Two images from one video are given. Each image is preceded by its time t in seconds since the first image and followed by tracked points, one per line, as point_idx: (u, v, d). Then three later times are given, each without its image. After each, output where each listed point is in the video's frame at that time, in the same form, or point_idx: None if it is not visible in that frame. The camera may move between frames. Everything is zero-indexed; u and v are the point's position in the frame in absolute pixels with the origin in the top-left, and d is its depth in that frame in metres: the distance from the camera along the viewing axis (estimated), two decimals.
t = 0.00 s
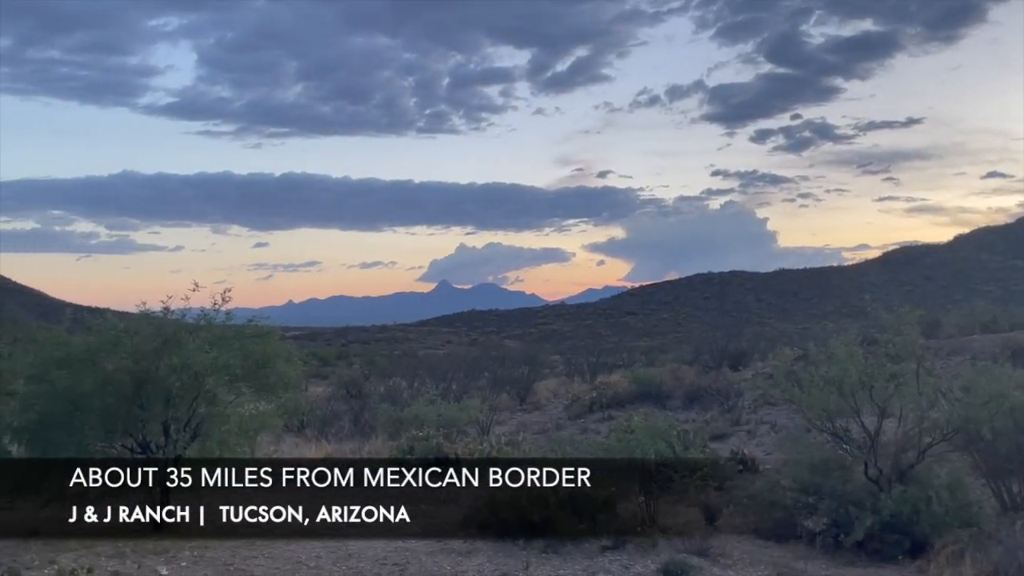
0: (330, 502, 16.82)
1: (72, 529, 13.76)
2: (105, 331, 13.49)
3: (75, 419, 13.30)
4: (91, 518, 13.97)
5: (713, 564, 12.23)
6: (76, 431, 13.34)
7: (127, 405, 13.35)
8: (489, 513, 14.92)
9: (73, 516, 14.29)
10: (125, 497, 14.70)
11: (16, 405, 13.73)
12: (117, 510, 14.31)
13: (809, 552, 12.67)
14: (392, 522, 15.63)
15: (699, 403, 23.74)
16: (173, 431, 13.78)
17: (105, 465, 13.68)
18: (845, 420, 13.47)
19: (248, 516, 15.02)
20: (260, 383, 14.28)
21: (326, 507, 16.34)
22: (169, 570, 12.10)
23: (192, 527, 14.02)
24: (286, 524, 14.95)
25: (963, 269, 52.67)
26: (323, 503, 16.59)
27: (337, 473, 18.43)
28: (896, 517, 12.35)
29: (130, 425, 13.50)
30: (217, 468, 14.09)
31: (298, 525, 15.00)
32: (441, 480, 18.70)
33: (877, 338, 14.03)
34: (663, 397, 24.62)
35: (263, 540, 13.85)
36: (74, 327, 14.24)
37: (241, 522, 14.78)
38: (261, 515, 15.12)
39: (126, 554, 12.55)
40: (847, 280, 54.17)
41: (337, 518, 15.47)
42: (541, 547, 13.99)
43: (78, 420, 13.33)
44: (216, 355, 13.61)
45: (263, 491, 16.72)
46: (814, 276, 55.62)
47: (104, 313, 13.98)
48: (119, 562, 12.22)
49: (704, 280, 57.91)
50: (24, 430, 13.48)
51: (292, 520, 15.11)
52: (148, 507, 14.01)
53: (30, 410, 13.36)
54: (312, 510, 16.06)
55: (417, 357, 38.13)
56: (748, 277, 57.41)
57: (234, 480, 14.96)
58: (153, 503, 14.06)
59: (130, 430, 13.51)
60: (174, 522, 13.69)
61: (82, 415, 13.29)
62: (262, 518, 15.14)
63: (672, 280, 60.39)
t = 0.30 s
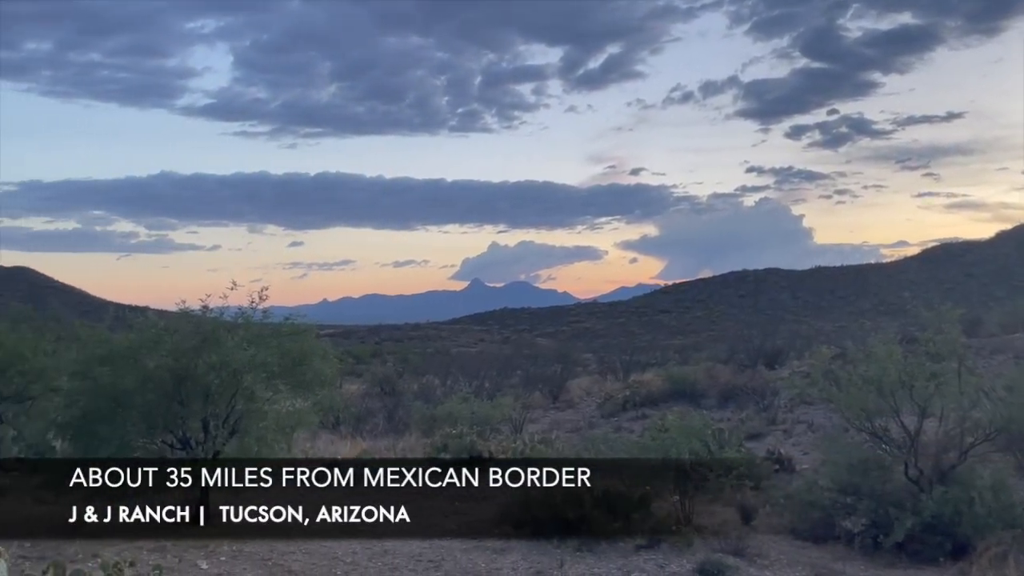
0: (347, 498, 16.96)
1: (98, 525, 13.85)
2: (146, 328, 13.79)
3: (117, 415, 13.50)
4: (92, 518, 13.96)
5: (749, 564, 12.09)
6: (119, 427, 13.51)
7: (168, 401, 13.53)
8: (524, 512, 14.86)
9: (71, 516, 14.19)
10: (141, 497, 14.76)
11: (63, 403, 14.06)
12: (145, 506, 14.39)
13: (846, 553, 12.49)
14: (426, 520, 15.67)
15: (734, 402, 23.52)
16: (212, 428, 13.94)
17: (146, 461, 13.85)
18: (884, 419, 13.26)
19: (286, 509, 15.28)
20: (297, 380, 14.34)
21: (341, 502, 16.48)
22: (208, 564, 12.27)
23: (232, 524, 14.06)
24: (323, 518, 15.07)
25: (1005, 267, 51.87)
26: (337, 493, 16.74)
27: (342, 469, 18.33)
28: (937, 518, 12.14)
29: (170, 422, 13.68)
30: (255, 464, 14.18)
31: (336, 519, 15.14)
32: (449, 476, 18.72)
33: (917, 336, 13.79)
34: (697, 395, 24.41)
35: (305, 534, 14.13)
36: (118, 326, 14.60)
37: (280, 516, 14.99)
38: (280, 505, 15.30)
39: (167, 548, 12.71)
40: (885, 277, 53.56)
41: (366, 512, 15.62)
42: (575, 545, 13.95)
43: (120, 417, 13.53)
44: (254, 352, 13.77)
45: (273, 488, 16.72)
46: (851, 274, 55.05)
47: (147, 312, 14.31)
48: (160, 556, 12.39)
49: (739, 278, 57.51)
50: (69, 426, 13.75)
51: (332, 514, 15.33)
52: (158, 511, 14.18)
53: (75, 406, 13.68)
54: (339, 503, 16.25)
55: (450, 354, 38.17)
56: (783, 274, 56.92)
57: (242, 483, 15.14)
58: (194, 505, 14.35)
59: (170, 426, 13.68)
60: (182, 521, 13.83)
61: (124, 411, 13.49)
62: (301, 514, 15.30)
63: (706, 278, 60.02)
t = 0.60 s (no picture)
0: (348, 496, 16.66)
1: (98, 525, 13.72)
2: (184, 327, 13.84)
3: (156, 412, 13.54)
4: (92, 518, 13.82)
5: (784, 565, 11.92)
6: (157, 424, 13.57)
7: (206, 398, 13.57)
8: (557, 510, 14.76)
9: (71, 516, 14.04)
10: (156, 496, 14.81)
11: (103, 401, 14.12)
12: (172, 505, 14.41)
13: (884, 554, 12.35)
14: (458, 519, 15.65)
15: (768, 401, 23.28)
16: (249, 424, 14.02)
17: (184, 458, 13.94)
18: (923, 419, 13.03)
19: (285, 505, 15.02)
20: (331, 378, 14.36)
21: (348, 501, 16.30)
22: (246, 559, 12.39)
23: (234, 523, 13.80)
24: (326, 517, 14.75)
25: None
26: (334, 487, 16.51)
27: (340, 468, 17.98)
28: (977, 519, 11.94)
29: (208, 419, 13.74)
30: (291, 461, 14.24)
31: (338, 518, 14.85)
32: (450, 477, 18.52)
33: (957, 334, 13.54)
34: (731, 394, 24.18)
35: (334, 531, 14.14)
36: (155, 325, 14.65)
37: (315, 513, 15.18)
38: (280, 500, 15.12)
39: (205, 543, 12.81)
40: (923, 275, 52.92)
41: (367, 511, 15.36)
42: (609, 544, 13.86)
43: (158, 414, 13.59)
44: (290, 350, 13.81)
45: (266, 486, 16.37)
46: (887, 271, 54.44)
47: (184, 310, 14.36)
48: (199, 550, 12.50)
49: (772, 276, 57.05)
50: (109, 423, 13.85)
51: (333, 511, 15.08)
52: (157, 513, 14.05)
53: (115, 404, 13.74)
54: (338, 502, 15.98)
55: (481, 353, 38.11)
56: (818, 272, 56.39)
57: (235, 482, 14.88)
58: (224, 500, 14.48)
59: (208, 423, 13.74)
60: (180, 521, 13.77)
61: (162, 408, 13.54)
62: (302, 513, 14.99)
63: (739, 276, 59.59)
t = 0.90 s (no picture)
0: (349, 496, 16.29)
1: (98, 525, 13.54)
2: (222, 325, 13.85)
3: (194, 410, 13.62)
4: (91, 518, 13.65)
5: (821, 566, 11.74)
6: (196, 421, 13.65)
7: (242, 395, 13.61)
8: (591, 509, 14.67)
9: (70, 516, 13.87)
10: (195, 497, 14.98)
11: (144, 396, 14.30)
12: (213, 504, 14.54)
13: (923, 557, 12.18)
14: (491, 517, 15.62)
15: (804, 401, 23.00)
16: (285, 422, 14.01)
17: (221, 455, 14.00)
18: (964, 419, 12.78)
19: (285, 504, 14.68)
20: (365, 376, 14.35)
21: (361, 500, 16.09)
22: (283, 555, 12.49)
23: (234, 523, 13.76)
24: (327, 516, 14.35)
25: None
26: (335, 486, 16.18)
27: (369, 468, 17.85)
28: (1020, 521, 11.64)
29: (245, 416, 13.79)
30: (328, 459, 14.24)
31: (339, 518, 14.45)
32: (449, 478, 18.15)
33: (999, 333, 13.24)
34: (766, 394, 23.92)
35: (360, 531, 14.04)
36: (195, 322, 14.74)
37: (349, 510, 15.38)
38: (283, 498, 14.88)
39: (243, 539, 12.91)
40: (963, 273, 52.16)
41: (367, 510, 14.91)
42: (643, 543, 13.73)
43: (196, 411, 13.65)
44: (325, 348, 13.78)
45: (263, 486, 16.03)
46: (926, 270, 53.73)
47: (222, 308, 14.44)
48: (236, 546, 12.61)
49: (807, 275, 56.52)
50: (150, 419, 13.99)
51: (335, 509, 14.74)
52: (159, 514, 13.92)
53: (155, 400, 13.92)
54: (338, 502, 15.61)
55: (513, 351, 38.07)
56: (854, 271, 55.79)
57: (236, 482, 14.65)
58: (260, 500, 14.53)
59: (244, 420, 13.79)
60: (180, 521, 13.80)
61: (200, 406, 13.60)
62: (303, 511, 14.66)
63: (773, 274, 59.11)
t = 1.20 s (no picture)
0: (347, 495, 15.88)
1: (99, 525, 13.45)
2: (258, 323, 13.91)
3: (231, 407, 13.66)
4: (91, 518, 13.54)
5: (858, 568, 11.55)
6: (233, 418, 13.69)
7: (278, 392, 13.64)
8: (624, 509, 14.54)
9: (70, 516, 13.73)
10: (226, 497, 14.96)
11: (183, 394, 14.37)
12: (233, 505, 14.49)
13: (965, 559, 11.95)
14: (523, 516, 15.55)
15: (840, 400, 22.71)
16: (320, 420, 13.96)
17: (258, 452, 14.01)
18: (1006, 419, 12.52)
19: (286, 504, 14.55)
20: (399, 375, 14.30)
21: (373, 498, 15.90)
22: (318, 551, 12.52)
23: (233, 523, 13.67)
24: (326, 513, 14.09)
25: None
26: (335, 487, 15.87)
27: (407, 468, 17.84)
28: None
29: (280, 413, 13.79)
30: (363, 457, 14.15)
31: (339, 516, 14.14)
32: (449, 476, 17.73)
33: None
34: (802, 393, 23.63)
35: (393, 529, 14.05)
36: (231, 321, 14.78)
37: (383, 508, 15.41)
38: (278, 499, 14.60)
39: (279, 536, 12.98)
40: (1003, 270, 51.35)
41: (368, 509, 14.48)
42: (677, 543, 13.58)
43: (234, 408, 13.69)
44: (359, 347, 13.75)
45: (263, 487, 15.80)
46: (965, 268, 52.95)
47: (258, 306, 14.46)
48: (272, 543, 12.68)
49: (843, 273, 55.92)
50: (188, 416, 14.06)
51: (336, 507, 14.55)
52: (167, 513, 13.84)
53: (193, 398, 13.99)
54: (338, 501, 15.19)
55: (545, 350, 37.96)
56: (891, 269, 55.12)
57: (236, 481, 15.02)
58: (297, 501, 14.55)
59: (280, 418, 13.78)
60: (180, 521, 13.64)
61: (237, 403, 13.63)
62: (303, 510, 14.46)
63: (808, 273, 58.55)
